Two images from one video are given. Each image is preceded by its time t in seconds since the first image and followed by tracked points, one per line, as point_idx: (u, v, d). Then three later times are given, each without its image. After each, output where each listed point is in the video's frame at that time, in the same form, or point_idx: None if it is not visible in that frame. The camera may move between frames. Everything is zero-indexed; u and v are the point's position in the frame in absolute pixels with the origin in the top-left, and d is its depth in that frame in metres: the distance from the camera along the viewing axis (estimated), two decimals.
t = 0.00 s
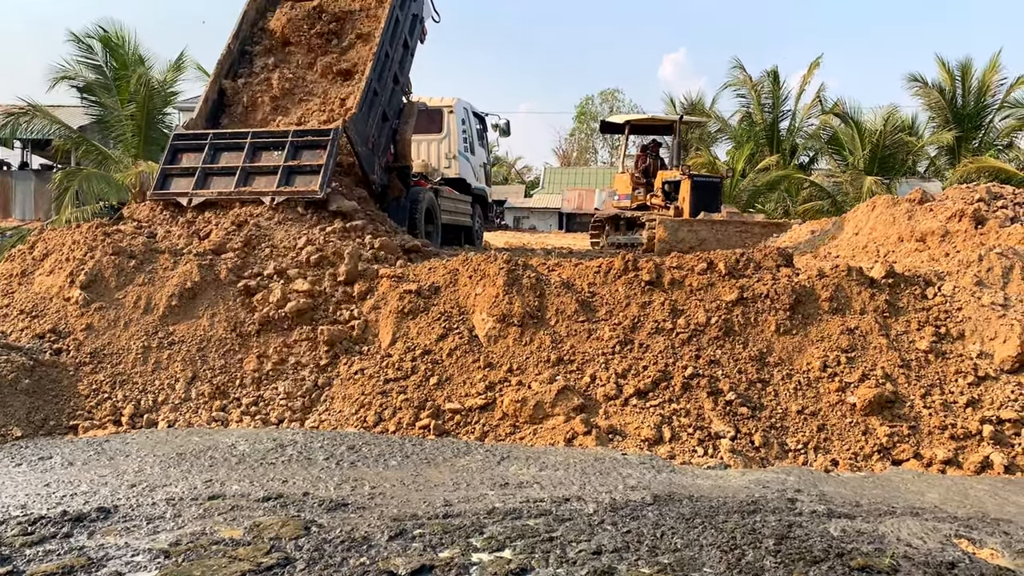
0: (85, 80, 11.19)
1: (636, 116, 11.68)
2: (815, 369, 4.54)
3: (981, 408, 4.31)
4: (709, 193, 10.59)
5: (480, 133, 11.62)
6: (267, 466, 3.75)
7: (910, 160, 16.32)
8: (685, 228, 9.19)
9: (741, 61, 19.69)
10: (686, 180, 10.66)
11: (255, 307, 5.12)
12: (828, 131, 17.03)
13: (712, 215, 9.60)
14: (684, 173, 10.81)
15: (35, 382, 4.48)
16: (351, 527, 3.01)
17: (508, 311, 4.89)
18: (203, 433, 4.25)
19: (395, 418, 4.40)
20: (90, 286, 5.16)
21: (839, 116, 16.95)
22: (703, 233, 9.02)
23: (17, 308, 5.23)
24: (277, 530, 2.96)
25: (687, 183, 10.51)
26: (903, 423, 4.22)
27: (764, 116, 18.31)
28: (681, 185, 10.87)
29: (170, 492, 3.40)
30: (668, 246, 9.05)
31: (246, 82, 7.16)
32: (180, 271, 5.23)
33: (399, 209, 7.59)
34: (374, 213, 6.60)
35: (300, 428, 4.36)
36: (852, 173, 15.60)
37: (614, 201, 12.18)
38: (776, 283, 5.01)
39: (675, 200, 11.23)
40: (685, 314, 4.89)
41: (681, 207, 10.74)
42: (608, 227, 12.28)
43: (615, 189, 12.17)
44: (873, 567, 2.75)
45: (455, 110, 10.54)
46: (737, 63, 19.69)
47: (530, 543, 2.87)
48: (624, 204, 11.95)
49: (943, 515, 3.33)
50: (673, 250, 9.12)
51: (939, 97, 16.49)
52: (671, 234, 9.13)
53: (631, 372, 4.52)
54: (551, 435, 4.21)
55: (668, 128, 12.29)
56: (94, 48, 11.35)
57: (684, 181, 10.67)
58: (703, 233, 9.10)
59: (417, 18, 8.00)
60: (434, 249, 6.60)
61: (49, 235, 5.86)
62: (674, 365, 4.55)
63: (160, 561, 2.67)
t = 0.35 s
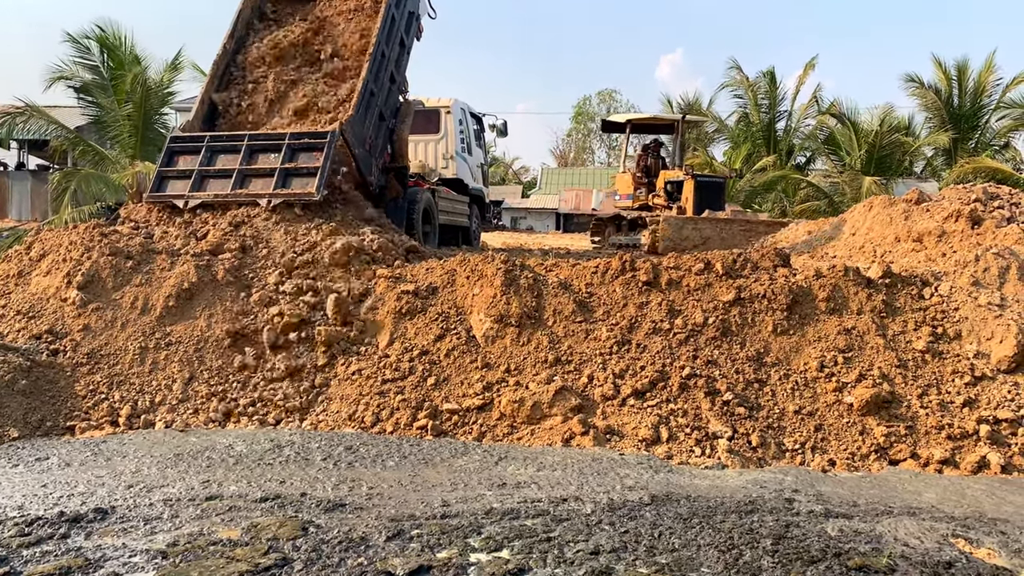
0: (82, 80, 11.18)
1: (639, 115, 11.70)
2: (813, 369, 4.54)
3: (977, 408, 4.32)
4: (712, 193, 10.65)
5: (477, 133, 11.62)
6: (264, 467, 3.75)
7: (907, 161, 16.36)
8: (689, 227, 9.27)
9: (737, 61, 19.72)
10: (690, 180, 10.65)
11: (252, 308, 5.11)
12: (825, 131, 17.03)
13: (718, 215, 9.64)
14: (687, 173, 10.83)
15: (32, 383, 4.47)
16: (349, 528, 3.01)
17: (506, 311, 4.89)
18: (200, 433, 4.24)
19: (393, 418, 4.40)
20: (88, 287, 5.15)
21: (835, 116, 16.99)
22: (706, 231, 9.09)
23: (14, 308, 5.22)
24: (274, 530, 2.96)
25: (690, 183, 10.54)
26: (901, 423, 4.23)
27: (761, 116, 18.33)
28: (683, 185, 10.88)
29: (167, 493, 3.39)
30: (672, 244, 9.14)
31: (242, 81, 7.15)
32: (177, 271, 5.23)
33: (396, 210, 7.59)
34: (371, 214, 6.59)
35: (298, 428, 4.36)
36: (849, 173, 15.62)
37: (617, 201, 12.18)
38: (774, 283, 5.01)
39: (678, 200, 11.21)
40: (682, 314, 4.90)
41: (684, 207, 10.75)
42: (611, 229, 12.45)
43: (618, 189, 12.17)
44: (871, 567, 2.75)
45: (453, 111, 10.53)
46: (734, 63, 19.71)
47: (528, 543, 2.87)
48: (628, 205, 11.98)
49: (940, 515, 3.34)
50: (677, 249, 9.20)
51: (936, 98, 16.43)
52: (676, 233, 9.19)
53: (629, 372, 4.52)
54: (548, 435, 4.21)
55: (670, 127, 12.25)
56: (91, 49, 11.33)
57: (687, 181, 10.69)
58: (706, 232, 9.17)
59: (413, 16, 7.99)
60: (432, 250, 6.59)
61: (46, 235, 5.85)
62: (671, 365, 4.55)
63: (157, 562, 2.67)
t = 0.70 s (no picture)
0: (82, 83, 11.18)
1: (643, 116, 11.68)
2: (813, 371, 4.54)
3: (977, 410, 4.32)
4: (719, 193, 10.64)
5: (477, 135, 11.62)
6: (264, 469, 3.75)
7: (906, 162, 16.36)
8: (696, 227, 9.24)
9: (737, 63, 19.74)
10: (696, 180, 10.68)
11: (252, 310, 5.11)
12: (825, 133, 17.01)
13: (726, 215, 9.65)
14: (693, 174, 10.82)
15: (33, 386, 4.47)
16: (349, 530, 3.01)
17: (506, 313, 4.89)
18: (200, 436, 4.24)
19: (393, 420, 4.39)
20: (88, 289, 5.15)
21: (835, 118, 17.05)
22: (714, 232, 9.08)
23: (14, 311, 5.22)
24: (274, 532, 2.96)
25: (697, 183, 10.55)
26: (900, 425, 4.23)
27: (761, 118, 18.34)
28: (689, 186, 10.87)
29: (167, 495, 3.39)
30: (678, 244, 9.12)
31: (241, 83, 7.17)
32: (177, 274, 5.23)
33: (396, 212, 7.59)
34: (372, 217, 6.59)
35: (298, 430, 4.36)
36: (848, 175, 15.62)
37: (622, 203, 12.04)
38: (773, 285, 5.02)
39: (683, 202, 11.22)
40: (682, 316, 4.90)
41: (689, 208, 10.75)
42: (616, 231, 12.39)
43: (621, 190, 12.05)
44: (871, 569, 2.75)
45: (452, 113, 10.53)
46: (734, 65, 19.74)
47: (528, 545, 2.87)
48: (631, 206, 11.87)
49: (940, 517, 3.34)
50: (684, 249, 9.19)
51: (935, 100, 16.40)
52: (682, 232, 9.17)
53: (629, 374, 4.52)
54: (548, 438, 4.21)
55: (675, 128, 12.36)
56: (91, 51, 11.34)
57: (693, 182, 10.69)
58: (714, 232, 9.18)
59: (412, 18, 7.99)
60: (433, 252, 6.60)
61: (46, 238, 5.85)
62: (671, 367, 4.55)
63: (157, 564, 2.66)
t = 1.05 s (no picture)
0: (83, 85, 11.19)
1: (646, 118, 11.73)
2: (813, 374, 4.54)
3: (977, 414, 4.32)
4: (725, 196, 10.67)
5: (477, 138, 11.63)
6: (265, 472, 3.75)
7: (906, 166, 16.38)
8: (704, 231, 9.07)
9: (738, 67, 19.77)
10: (701, 183, 10.71)
11: (252, 313, 5.11)
12: (825, 136, 17.00)
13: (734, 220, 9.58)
14: (698, 176, 10.86)
15: (33, 388, 4.47)
16: (349, 533, 3.01)
17: (506, 316, 4.90)
18: (200, 438, 4.24)
19: (393, 423, 4.40)
20: (88, 291, 5.16)
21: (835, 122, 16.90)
22: (722, 235, 8.91)
23: (14, 313, 5.22)
24: (275, 536, 2.96)
25: (703, 186, 10.57)
26: (901, 428, 4.23)
27: (761, 121, 18.36)
28: (695, 188, 10.91)
29: (167, 498, 3.39)
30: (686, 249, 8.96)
31: (242, 86, 7.19)
32: (178, 276, 5.24)
33: (397, 215, 7.59)
34: (372, 220, 6.59)
35: (298, 432, 4.36)
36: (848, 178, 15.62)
37: (624, 206, 12.06)
38: (774, 288, 5.02)
39: (688, 205, 11.24)
40: (682, 320, 4.90)
41: (696, 211, 10.80)
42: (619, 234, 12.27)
43: (626, 194, 12.10)
44: (871, 572, 2.75)
45: (453, 116, 10.54)
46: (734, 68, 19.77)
47: (528, 548, 2.87)
48: (636, 209, 11.85)
49: (940, 520, 3.34)
50: (692, 254, 9.02)
51: (936, 104, 16.38)
52: (689, 236, 9.06)
53: (629, 378, 4.52)
54: (549, 441, 4.21)
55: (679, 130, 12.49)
56: (92, 53, 11.36)
57: (699, 185, 10.73)
58: (723, 236, 9.03)
59: (412, 20, 8.00)
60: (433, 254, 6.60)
61: (46, 240, 5.85)
62: (671, 371, 4.56)
63: (157, 567, 2.66)
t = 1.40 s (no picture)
0: (80, 87, 11.17)
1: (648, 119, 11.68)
2: (810, 377, 4.54)
3: (974, 415, 4.33)
4: (728, 196, 10.63)
5: (475, 140, 11.63)
6: (261, 474, 3.74)
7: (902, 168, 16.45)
8: (708, 229, 9.15)
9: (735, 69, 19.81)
10: (704, 184, 10.62)
11: (249, 315, 5.11)
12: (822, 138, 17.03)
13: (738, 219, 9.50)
14: (701, 176, 10.83)
15: (29, 390, 4.46)
16: (346, 535, 3.00)
17: (503, 318, 4.89)
18: (197, 441, 4.23)
19: (390, 425, 4.39)
20: (84, 293, 5.15)
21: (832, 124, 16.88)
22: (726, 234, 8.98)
23: (10, 315, 5.21)
24: (271, 537, 2.96)
25: (706, 186, 10.50)
26: (897, 430, 4.23)
27: (758, 124, 18.39)
28: (698, 189, 10.86)
29: (164, 499, 3.39)
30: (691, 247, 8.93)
31: (240, 88, 7.19)
32: (175, 278, 5.23)
33: (394, 217, 7.59)
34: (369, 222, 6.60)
35: (295, 434, 4.35)
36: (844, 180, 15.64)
37: (625, 208, 12.16)
38: (771, 290, 5.02)
39: (691, 206, 11.12)
40: (679, 322, 4.90)
41: (699, 212, 10.72)
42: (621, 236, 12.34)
43: (626, 195, 12.15)
44: (868, 574, 2.75)
45: (451, 118, 10.55)
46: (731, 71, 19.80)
47: (525, 550, 2.87)
48: (639, 211, 11.90)
49: (937, 522, 3.34)
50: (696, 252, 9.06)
51: (932, 105, 16.49)
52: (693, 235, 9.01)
53: (626, 380, 4.52)
54: (546, 443, 4.20)
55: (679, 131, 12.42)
56: (90, 55, 11.33)
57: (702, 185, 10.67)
58: (727, 236, 9.08)
59: (410, 23, 8.02)
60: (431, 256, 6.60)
61: (44, 242, 5.84)
62: (668, 373, 4.56)
63: (154, 569, 2.66)
